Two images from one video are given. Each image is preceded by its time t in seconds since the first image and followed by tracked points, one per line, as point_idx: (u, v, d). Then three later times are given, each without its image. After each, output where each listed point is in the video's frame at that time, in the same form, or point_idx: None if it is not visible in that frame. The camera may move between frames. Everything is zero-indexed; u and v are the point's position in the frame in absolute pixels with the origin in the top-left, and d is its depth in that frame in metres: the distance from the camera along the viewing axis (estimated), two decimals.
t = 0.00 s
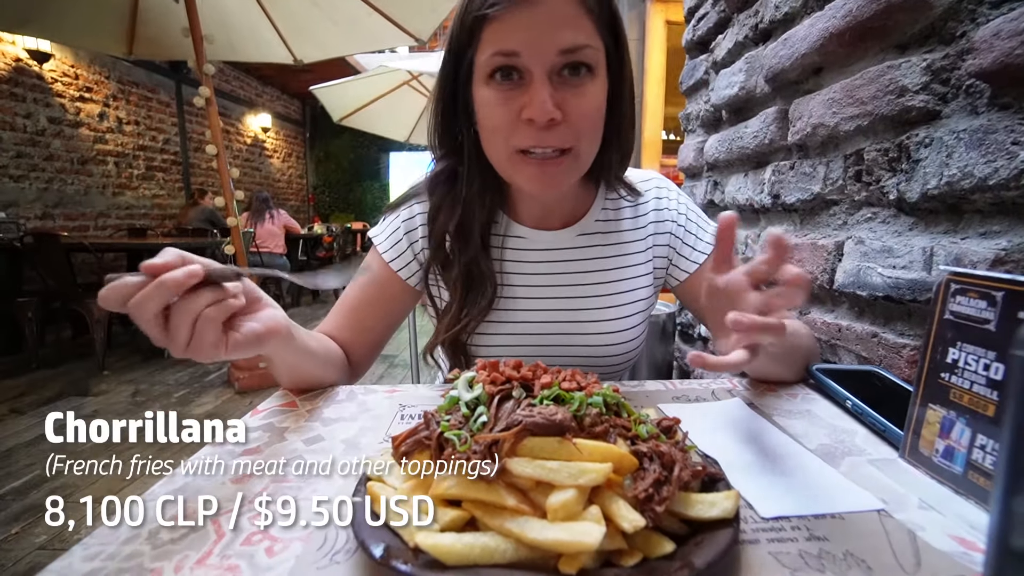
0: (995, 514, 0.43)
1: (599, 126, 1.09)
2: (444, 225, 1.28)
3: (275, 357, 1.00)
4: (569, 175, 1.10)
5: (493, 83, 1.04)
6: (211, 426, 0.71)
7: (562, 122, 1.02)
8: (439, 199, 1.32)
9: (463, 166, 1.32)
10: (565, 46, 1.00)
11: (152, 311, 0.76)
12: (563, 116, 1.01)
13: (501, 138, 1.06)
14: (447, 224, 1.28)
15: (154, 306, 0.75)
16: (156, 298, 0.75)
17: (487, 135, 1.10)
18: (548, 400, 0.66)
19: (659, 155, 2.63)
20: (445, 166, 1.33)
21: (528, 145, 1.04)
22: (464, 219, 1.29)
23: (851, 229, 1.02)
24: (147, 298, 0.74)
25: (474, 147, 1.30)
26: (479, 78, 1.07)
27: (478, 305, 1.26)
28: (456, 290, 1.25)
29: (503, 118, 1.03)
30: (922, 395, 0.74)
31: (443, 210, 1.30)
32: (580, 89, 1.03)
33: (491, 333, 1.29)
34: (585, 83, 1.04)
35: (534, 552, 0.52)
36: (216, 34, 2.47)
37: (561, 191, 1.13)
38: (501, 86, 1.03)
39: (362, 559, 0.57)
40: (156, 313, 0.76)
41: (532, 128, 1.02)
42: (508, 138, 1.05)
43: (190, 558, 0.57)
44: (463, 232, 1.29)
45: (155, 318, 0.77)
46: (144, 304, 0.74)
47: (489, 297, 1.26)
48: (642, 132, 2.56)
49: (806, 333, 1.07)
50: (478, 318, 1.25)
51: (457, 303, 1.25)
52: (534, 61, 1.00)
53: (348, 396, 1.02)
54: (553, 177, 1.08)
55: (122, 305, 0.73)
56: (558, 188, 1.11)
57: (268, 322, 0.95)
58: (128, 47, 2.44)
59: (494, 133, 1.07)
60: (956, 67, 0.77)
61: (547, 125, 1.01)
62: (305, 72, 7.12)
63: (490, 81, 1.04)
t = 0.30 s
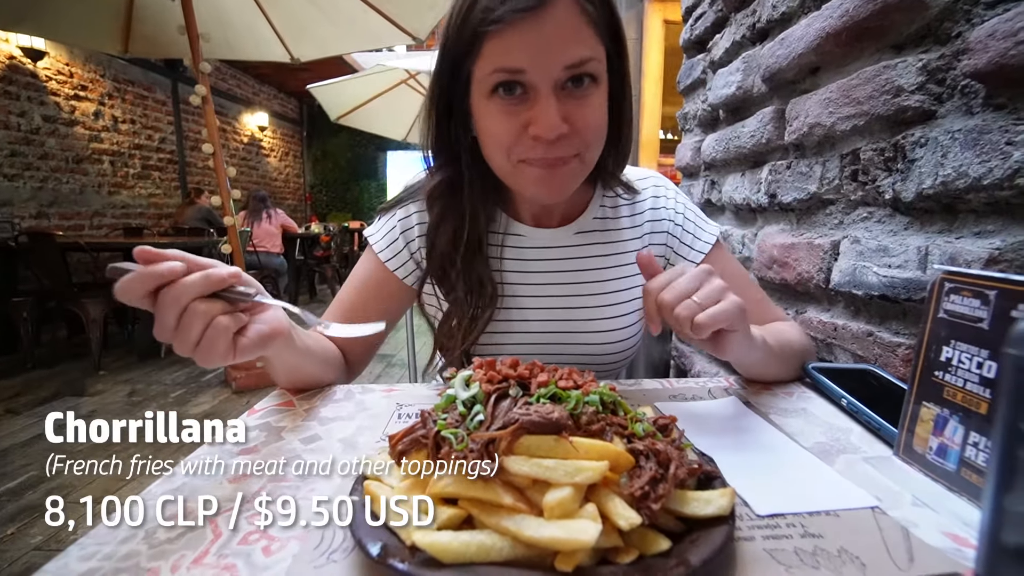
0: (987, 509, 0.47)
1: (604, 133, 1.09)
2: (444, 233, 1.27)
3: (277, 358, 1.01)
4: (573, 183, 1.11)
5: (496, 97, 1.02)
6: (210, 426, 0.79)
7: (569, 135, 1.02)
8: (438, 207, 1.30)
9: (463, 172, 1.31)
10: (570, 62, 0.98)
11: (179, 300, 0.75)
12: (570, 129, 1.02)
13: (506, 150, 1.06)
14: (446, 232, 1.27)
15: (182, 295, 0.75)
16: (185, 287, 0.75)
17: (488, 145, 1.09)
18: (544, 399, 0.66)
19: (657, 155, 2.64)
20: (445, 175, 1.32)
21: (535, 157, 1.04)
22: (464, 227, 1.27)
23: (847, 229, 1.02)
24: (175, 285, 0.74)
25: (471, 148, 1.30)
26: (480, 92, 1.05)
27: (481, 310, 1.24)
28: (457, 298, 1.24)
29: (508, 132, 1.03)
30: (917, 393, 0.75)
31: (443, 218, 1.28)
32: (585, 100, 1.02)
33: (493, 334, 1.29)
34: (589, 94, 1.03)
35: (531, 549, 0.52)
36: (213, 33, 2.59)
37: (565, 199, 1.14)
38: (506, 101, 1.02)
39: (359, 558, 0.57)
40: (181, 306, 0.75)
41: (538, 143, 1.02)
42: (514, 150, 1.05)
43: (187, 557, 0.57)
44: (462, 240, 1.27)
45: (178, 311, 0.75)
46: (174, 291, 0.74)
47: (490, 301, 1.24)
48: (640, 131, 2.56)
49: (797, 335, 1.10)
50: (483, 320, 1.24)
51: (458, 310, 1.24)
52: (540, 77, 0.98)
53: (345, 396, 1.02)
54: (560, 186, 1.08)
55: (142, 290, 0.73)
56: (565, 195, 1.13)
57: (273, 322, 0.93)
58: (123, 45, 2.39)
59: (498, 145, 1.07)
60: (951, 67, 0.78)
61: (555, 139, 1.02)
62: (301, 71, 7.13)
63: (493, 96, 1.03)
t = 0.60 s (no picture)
0: (977, 505, 0.48)
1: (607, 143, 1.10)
2: (441, 239, 1.27)
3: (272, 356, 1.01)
4: (574, 193, 1.12)
5: (503, 109, 1.02)
6: (211, 426, 0.81)
7: (574, 147, 1.02)
8: (433, 215, 1.28)
9: (459, 178, 1.29)
10: (580, 74, 0.97)
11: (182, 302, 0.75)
12: (576, 141, 1.01)
13: (511, 160, 1.06)
14: (440, 241, 1.27)
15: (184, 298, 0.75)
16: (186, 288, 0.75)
17: (492, 154, 1.10)
18: (539, 396, 0.66)
19: (653, 152, 2.64)
20: (440, 180, 1.30)
21: (539, 168, 1.04)
22: (456, 237, 1.27)
23: (841, 227, 1.02)
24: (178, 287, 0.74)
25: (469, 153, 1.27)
26: (486, 100, 1.04)
27: (472, 318, 1.26)
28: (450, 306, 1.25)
29: (513, 143, 1.03)
30: (909, 390, 0.75)
31: (438, 225, 1.27)
32: (591, 112, 1.02)
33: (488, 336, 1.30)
34: (594, 108, 1.03)
35: (525, 546, 0.53)
36: (207, 28, 2.54)
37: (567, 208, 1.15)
38: (514, 111, 1.01)
39: (353, 555, 0.57)
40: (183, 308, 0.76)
41: (544, 155, 1.03)
42: (518, 160, 1.05)
43: (180, 555, 0.57)
44: (454, 248, 1.27)
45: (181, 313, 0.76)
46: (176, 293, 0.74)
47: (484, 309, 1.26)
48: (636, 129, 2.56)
49: (790, 333, 1.10)
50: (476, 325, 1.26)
51: (452, 316, 1.25)
52: (549, 89, 0.97)
53: (340, 393, 1.02)
54: (564, 195, 1.10)
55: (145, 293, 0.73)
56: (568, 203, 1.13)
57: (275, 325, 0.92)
58: (116, 40, 2.40)
59: (502, 154, 1.06)
60: (944, 66, 0.78)
61: (561, 151, 1.02)
62: (296, 67, 7.10)
63: (500, 105, 1.01)
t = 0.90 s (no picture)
0: (973, 503, 0.48)
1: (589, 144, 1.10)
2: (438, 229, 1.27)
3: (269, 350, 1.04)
4: (549, 192, 1.11)
5: (490, 91, 1.01)
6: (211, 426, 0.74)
7: (553, 140, 1.01)
8: (429, 195, 1.28)
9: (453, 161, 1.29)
10: (569, 65, 0.97)
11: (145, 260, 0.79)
12: (555, 133, 1.01)
13: (490, 146, 1.05)
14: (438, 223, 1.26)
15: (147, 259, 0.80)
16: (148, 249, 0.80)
17: (474, 140, 1.09)
18: (537, 395, 0.66)
19: (650, 152, 2.64)
20: (435, 162, 1.30)
21: (516, 158, 1.04)
22: (455, 223, 1.27)
23: (837, 226, 1.03)
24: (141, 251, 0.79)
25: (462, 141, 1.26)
26: (476, 82, 1.04)
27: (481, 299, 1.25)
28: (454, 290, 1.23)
29: (494, 127, 1.02)
30: (905, 389, 0.76)
31: (435, 208, 1.27)
32: (575, 110, 1.02)
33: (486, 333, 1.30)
34: (580, 108, 1.03)
35: (522, 545, 0.53)
36: (203, 25, 2.49)
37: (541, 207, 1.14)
38: (499, 94, 1.01)
39: (350, 554, 0.57)
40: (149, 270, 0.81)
41: (522, 143, 1.01)
42: (497, 147, 1.05)
43: (176, 555, 0.56)
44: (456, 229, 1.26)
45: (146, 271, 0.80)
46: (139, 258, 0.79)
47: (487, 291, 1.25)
48: (633, 129, 2.57)
49: (786, 330, 1.11)
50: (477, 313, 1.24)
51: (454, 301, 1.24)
52: (536, 77, 0.97)
53: (337, 393, 1.02)
54: (536, 193, 1.09)
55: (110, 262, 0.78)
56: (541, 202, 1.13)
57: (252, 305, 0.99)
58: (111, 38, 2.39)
59: (483, 140, 1.06)
60: (938, 67, 0.78)
61: (538, 142, 1.01)
62: (293, 66, 7.08)
63: (488, 87, 1.01)
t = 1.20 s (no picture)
0: (966, 502, 0.49)
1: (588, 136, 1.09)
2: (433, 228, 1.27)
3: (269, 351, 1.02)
4: (554, 184, 1.09)
5: (485, 89, 1.01)
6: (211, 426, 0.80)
7: (554, 131, 1.00)
8: (424, 198, 1.29)
9: (449, 163, 1.29)
10: (562, 57, 0.98)
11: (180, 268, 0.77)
12: (555, 125, 1.00)
13: (493, 144, 1.04)
14: (431, 226, 1.28)
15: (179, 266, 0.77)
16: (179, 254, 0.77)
17: (476, 137, 1.09)
18: (533, 395, 0.66)
19: (647, 153, 2.65)
20: (430, 164, 1.30)
21: (518, 152, 1.03)
22: (447, 221, 1.27)
23: (833, 227, 1.03)
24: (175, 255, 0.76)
25: (461, 143, 1.27)
26: (472, 82, 1.04)
27: (464, 304, 1.25)
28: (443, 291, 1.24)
29: (495, 124, 1.02)
30: (899, 388, 0.76)
31: (429, 211, 1.28)
32: (572, 100, 1.02)
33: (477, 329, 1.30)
34: (577, 98, 1.02)
35: (518, 545, 0.53)
36: (199, 26, 2.52)
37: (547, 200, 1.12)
38: (495, 91, 1.01)
39: (347, 555, 0.56)
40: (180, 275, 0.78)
41: (523, 137, 1.00)
42: (499, 144, 1.04)
43: (171, 556, 0.56)
44: (447, 233, 1.27)
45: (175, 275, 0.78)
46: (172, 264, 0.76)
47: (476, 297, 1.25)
48: (630, 130, 2.57)
49: (784, 332, 1.11)
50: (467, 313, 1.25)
51: (442, 302, 1.25)
52: (531, 70, 0.98)
53: (333, 393, 1.02)
54: (544, 184, 1.07)
55: (142, 259, 0.75)
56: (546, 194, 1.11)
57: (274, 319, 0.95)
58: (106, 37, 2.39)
59: (485, 138, 1.05)
60: (933, 68, 0.79)
61: (539, 134, 1.00)
62: (289, 66, 7.08)
63: (483, 85, 1.02)
